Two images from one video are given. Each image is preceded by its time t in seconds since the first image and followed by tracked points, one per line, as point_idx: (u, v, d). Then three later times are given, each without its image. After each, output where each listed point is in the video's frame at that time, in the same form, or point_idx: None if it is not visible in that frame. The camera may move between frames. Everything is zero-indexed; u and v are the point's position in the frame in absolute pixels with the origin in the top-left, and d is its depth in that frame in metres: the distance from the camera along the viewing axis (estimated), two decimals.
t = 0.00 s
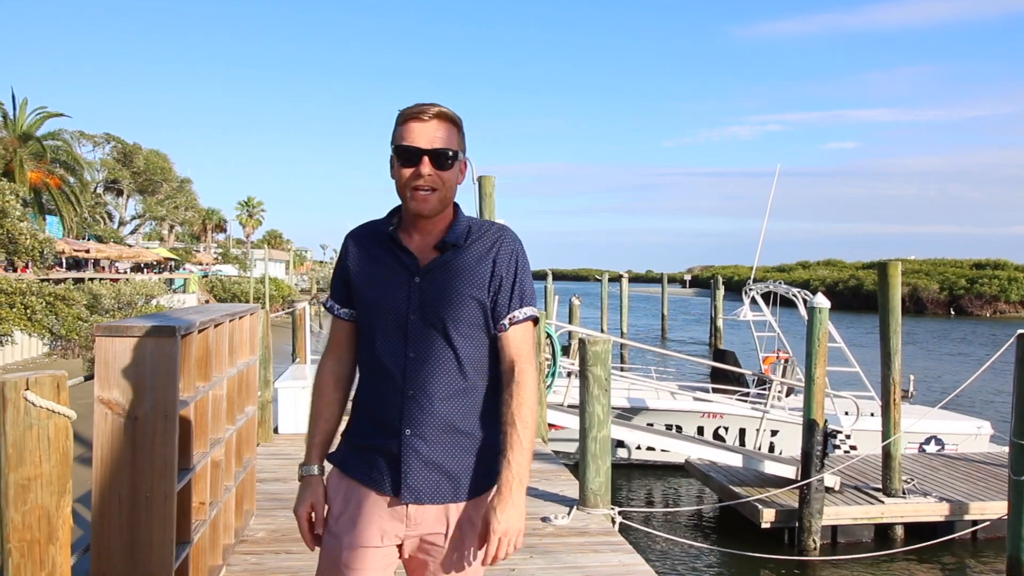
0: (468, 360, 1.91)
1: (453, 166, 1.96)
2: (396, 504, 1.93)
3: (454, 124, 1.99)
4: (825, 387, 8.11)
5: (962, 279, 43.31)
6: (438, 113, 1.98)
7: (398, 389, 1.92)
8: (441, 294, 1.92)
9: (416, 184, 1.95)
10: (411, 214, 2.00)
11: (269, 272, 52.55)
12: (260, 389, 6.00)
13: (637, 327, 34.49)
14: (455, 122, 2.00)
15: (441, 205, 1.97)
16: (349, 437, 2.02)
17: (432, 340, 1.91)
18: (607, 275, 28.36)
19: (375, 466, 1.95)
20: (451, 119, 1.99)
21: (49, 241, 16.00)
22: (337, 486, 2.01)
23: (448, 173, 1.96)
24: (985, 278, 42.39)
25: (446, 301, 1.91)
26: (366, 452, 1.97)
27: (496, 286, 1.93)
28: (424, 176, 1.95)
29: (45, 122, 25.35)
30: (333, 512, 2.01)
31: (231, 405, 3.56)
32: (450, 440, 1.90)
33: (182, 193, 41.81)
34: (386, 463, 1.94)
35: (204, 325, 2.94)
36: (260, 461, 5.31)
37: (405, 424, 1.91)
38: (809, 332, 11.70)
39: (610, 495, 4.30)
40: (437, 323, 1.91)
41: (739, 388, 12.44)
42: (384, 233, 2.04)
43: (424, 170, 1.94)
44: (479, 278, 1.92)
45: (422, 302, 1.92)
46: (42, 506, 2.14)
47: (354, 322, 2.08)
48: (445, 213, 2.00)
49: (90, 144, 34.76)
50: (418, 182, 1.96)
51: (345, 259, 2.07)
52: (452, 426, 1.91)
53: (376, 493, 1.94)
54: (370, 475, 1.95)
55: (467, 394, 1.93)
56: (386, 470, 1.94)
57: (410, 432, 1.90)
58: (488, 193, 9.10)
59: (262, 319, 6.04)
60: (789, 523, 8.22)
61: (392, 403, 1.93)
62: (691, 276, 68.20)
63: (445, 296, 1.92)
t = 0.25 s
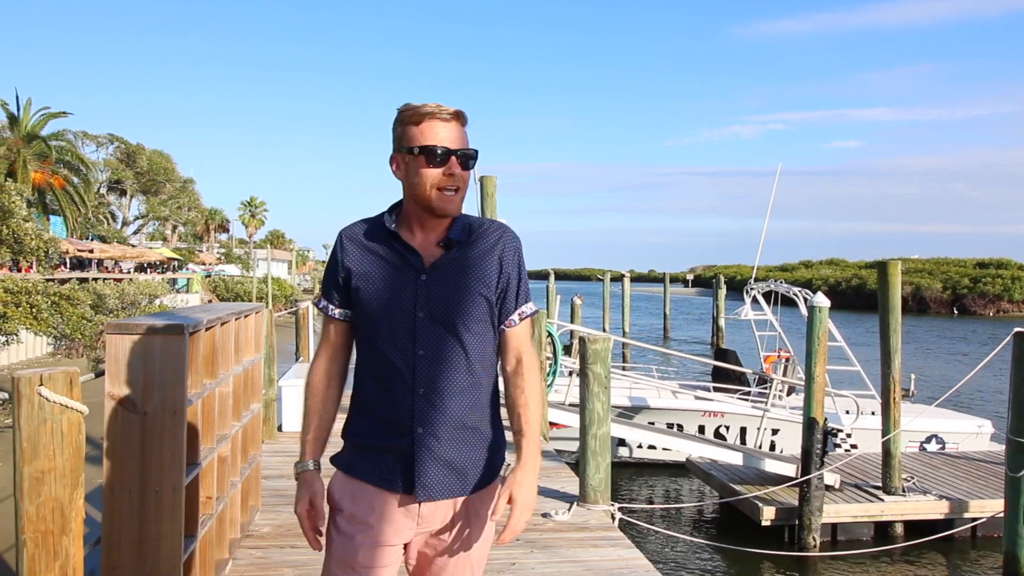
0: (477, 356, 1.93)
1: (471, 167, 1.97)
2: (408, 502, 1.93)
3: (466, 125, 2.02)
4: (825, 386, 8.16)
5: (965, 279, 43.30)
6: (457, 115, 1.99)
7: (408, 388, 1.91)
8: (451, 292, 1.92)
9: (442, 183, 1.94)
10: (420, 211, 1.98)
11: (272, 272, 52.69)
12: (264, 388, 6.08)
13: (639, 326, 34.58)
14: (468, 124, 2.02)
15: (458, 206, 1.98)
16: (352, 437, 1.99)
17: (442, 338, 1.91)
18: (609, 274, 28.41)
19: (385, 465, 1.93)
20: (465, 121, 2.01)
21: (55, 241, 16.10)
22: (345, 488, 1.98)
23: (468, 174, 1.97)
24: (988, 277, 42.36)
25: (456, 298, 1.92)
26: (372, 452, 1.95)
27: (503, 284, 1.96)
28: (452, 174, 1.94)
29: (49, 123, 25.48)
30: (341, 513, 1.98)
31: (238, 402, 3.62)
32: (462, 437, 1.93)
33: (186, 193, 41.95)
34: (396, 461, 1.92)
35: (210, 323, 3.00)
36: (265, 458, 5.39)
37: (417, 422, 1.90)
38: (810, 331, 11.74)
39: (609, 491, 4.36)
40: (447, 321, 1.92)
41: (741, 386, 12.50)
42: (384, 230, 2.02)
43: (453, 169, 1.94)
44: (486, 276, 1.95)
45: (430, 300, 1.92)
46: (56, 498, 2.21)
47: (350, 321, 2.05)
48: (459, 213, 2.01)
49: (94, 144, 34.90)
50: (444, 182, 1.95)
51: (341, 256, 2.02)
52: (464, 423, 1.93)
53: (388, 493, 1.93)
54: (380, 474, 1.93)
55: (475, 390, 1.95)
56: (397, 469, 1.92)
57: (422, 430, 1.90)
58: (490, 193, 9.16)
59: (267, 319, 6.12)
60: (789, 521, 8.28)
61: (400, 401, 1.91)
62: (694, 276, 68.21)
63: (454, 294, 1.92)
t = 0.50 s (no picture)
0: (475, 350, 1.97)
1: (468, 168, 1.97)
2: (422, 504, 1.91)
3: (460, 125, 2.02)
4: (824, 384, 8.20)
5: (967, 279, 43.33)
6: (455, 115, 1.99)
7: (420, 388, 1.87)
8: (454, 288, 1.93)
9: (450, 182, 1.91)
10: (419, 210, 1.94)
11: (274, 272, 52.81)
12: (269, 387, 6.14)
13: (641, 326, 34.65)
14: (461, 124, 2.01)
15: (457, 205, 1.95)
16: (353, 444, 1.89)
17: (449, 335, 1.91)
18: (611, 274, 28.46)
19: (397, 470, 1.87)
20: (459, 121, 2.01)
21: (60, 241, 16.18)
22: (354, 498, 1.89)
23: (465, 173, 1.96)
24: (991, 277, 42.38)
25: (457, 294, 1.93)
26: (379, 457, 1.87)
27: (491, 279, 2.03)
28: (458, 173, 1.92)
29: (53, 124, 25.60)
30: (351, 526, 1.90)
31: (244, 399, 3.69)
32: (469, 431, 1.95)
33: (188, 193, 42.09)
34: (410, 463, 1.88)
35: (218, 321, 3.07)
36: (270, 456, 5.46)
37: (432, 421, 1.88)
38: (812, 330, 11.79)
39: (609, 488, 4.43)
40: (452, 318, 1.92)
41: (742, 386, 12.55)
42: (370, 226, 1.92)
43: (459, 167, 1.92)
44: (479, 272, 1.99)
45: (434, 296, 1.89)
46: (69, 492, 2.28)
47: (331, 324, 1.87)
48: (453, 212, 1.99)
49: (97, 145, 35.03)
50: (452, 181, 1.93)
51: (327, 255, 1.86)
52: (470, 417, 1.95)
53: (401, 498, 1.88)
54: (393, 479, 1.87)
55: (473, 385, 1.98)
56: (411, 472, 1.87)
57: (438, 428, 1.88)
58: (491, 194, 9.23)
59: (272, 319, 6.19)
60: (789, 518, 8.33)
61: (412, 402, 1.86)
62: (696, 276, 68.23)
63: (457, 290, 1.93)
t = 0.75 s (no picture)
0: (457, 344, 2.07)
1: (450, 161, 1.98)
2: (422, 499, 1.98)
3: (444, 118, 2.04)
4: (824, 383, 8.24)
5: (968, 278, 43.32)
6: (437, 107, 2.01)
7: (423, 386, 1.92)
8: (444, 286, 1.99)
9: (425, 175, 1.93)
10: (402, 205, 1.97)
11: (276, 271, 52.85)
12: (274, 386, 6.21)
13: (642, 325, 34.68)
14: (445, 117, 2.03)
15: (438, 199, 1.97)
16: (354, 448, 1.89)
17: (442, 332, 1.97)
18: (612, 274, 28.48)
19: (402, 469, 1.92)
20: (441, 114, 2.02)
21: (63, 241, 16.23)
22: (359, 502, 1.90)
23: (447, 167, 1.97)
24: (992, 277, 42.38)
25: (447, 292, 2.00)
26: (385, 457, 1.90)
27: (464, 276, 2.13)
28: (434, 166, 1.93)
29: (55, 123, 25.64)
30: (351, 530, 1.90)
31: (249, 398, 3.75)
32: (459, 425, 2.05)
33: (190, 193, 42.13)
34: (414, 460, 1.93)
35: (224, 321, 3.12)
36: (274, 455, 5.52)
37: (434, 417, 1.95)
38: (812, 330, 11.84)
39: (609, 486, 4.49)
40: (445, 315, 1.99)
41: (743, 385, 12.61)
42: (358, 224, 1.92)
43: (435, 160, 1.93)
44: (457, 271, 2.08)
45: (430, 294, 1.94)
46: (82, 488, 2.34)
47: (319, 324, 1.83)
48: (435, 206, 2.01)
49: (100, 144, 35.09)
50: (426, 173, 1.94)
51: (322, 255, 1.83)
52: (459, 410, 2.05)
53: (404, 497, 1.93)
54: (399, 478, 1.92)
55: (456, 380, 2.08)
56: (416, 470, 1.94)
57: (439, 424, 1.96)
58: (493, 194, 9.28)
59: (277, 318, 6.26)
60: (789, 517, 8.38)
61: (417, 401, 1.92)
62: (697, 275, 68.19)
63: (446, 287, 1.99)
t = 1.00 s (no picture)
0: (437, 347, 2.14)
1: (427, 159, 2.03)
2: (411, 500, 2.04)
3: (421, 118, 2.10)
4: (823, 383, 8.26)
5: (969, 279, 43.31)
6: (412, 108, 2.07)
7: (412, 389, 1.98)
8: (426, 290, 2.06)
9: (396, 171, 1.99)
10: (383, 206, 2.03)
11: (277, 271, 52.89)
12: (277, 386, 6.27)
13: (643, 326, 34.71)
14: (422, 117, 2.09)
15: (415, 196, 2.02)
16: (345, 452, 1.94)
17: (426, 336, 2.04)
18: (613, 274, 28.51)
19: (391, 470, 1.98)
20: (418, 113, 2.09)
21: (66, 241, 16.28)
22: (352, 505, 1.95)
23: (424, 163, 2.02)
24: (993, 278, 42.38)
25: (429, 296, 2.07)
26: (375, 459, 1.96)
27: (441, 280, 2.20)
28: (403, 163, 1.99)
29: (57, 123, 25.69)
30: (342, 532, 1.96)
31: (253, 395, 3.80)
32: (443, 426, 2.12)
33: (192, 193, 42.18)
34: (403, 462, 2.00)
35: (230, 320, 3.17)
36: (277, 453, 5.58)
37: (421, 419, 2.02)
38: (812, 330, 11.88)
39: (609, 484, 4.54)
40: (428, 319, 2.05)
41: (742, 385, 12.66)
42: (346, 229, 1.97)
43: (404, 156, 1.99)
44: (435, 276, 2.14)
45: (414, 299, 2.00)
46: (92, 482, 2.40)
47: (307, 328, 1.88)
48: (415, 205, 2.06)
49: (101, 144, 35.14)
50: (396, 169, 2.00)
51: (311, 260, 1.88)
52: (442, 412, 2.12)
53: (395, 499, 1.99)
54: (389, 479, 1.98)
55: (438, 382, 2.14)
56: (405, 471, 2.00)
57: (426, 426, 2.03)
58: (494, 195, 9.33)
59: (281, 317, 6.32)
60: (787, 516, 8.44)
61: (406, 404, 1.98)
62: (698, 276, 68.20)
63: (428, 292, 2.06)
